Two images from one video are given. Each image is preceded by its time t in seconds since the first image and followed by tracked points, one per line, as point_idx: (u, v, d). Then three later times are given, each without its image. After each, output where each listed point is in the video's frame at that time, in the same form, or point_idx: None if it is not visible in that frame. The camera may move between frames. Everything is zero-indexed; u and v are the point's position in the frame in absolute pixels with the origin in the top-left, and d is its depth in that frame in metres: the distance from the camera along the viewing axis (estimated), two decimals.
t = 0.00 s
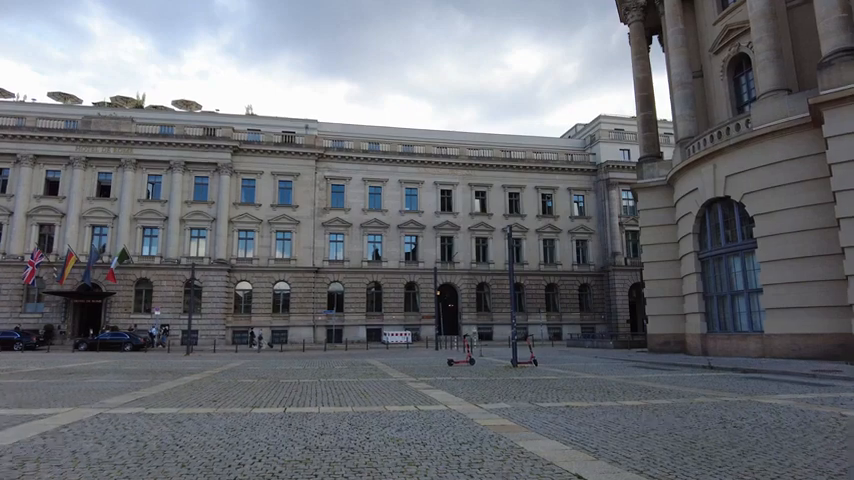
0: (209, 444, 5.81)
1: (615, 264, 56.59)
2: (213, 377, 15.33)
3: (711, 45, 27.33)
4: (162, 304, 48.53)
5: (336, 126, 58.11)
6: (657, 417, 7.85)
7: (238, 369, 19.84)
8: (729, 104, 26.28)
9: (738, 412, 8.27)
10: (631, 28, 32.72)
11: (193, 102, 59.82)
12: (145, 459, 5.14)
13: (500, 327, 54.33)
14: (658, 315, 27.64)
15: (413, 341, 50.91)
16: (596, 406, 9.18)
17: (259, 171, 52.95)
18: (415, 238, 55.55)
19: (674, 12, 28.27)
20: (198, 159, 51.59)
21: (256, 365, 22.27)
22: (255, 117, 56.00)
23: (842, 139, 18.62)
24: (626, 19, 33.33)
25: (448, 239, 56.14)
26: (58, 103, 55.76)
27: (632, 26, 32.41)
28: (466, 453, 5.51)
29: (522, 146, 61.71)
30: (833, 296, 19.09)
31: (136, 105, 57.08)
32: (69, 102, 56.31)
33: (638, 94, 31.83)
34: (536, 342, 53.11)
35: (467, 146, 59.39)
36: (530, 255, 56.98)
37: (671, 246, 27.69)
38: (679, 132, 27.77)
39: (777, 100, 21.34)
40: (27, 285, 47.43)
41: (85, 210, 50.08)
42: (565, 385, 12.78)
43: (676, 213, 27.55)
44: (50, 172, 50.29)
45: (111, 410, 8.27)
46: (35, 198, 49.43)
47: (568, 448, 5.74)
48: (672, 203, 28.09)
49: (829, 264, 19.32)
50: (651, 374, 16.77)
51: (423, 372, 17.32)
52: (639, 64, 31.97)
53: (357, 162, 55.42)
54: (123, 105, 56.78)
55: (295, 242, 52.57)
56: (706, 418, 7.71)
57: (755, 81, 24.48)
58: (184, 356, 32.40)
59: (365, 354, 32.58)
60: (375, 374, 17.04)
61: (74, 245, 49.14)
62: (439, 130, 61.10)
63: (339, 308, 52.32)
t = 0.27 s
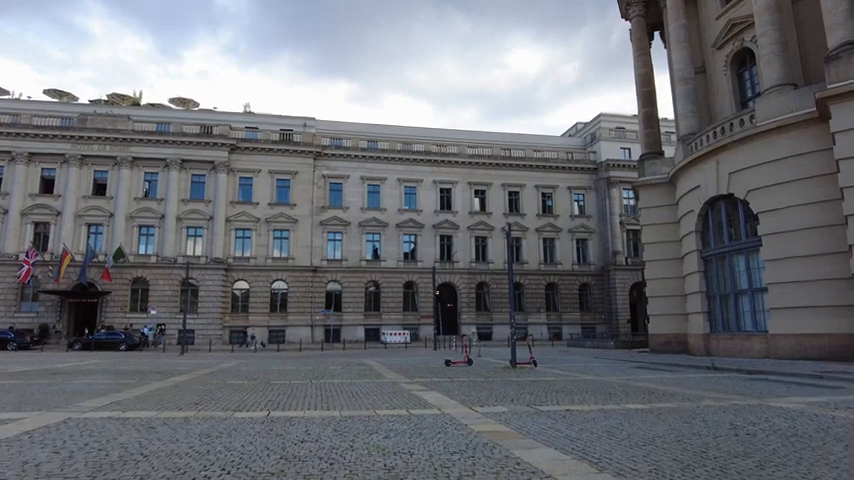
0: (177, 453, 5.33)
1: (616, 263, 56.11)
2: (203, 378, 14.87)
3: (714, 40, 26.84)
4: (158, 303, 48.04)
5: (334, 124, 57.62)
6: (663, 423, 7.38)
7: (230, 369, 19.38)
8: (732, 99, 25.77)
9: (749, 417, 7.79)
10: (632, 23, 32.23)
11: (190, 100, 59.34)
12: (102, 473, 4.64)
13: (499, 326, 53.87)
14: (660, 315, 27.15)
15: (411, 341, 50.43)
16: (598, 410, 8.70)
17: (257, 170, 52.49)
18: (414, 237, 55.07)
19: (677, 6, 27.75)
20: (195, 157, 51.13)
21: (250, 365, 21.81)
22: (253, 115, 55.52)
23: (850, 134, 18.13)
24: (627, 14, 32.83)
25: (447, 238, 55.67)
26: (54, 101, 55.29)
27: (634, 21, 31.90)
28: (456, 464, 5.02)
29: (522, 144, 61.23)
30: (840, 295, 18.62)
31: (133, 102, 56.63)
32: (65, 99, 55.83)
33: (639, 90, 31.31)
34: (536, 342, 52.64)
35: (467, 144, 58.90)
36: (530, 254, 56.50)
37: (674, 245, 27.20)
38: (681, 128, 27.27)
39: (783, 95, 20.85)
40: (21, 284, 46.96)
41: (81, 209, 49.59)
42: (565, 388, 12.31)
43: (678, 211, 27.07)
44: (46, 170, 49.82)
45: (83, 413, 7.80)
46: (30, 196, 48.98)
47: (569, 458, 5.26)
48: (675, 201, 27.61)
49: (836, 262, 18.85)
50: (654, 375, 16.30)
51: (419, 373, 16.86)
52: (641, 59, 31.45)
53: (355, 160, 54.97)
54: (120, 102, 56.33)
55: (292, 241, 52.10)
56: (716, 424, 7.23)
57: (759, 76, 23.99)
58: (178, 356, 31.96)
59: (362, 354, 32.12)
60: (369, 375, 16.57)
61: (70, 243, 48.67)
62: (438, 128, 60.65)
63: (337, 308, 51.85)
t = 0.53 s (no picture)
0: (138, 467, 4.88)
1: (617, 263, 55.62)
2: (191, 379, 14.39)
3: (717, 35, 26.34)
4: (154, 302, 47.56)
5: (333, 122, 57.15)
6: (671, 431, 6.91)
7: (221, 370, 18.90)
8: (736, 96, 25.27)
9: (761, 424, 7.32)
10: (634, 19, 31.72)
11: (187, 98, 58.86)
12: None
13: (499, 327, 53.41)
14: (662, 315, 26.68)
15: (410, 341, 49.93)
16: (600, 416, 8.21)
17: (254, 168, 51.99)
18: (413, 237, 54.58)
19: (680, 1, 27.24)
20: (192, 155, 50.65)
21: (242, 367, 21.33)
22: (250, 113, 55.05)
23: None
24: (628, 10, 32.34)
25: (447, 237, 55.18)
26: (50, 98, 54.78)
27: (635, 17, 31.40)
28: None
29: (522, 143, 60.73)
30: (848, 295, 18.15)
31: (129, 100, 56.15)
32: (61, 97, 55.33)
33: (640, 87, 30.79)
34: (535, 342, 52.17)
35: (466, 142, 58.42)
36: (530, 254, 56.01)
37: (676, 243, 26.73)
38: (683, 125, 26.78)
39: (788, 90, 20.40)
40: (16, 283, 46.48)
41: (76, 207, 49.11)
42: (565, 391, 11.82)
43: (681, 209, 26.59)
44: (41, 168, 49.34)
45: (50, 420, 7.32)
46: (25, 194, 48.50)
47: (569, 473, 4.80)
48: (677, 200, 27.14)
49: (843, 261, 18.39)
50: (657, 377, 15.83)
51: (415, 374, 16.38)
52: (642, 56, 30.93)
53: (354, 158, 54.49)
54: (116, 100, 55.84)
55: (290, 240, 51.62)
56: (727, 432, 6.76)
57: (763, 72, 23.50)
58: (173, 356, 31.51)
59: (359, 355, 31.66)
60: (363, 377, 16.09)
61: (65, 242, 48.19)
62: (438, 126, 60.15)
63: (335, 307, 51.37)
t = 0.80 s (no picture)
0: None
1: (617, 262, 55.14)
2: (178, 380, 13.92)
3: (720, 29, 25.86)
4: (149, 302, 47.08)
5: (331, 121, 56.70)
6: (678, 436, 6.43)
7: (211, 371, 18.41)
8: (739, 90, 24.78)
9: (773, 428, 6.84)
10: (634, 14, 31.25)
11: (183, 96, 58.40)
12: None
13: (498, 326, 52.94)
14: (664, 315, 26.19)
15: (408, 341, 49.43)
16: (601, 420, 7.73)
17: (251, 166, 51.50)
18: (412, 236, 54.09)
19: None
20: (188, 153, 50.18)
21: (235, 367, 20.86)
22: (248, 111, 54.61)
23: None
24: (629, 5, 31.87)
25: (445, 236, 54.70)
26: (46, 96, 54.34)
27: (636, 12, 30.93)
28: None
29: (522, 141, 60.27)
30: None
31: (126, 98, 55.71)
32: (56, 94, 54.87)
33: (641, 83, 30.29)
34: (535, 342, 51.69)
35: (465, 141, 57.95)
36: (530, 253, 55.51)
37: (678, 242, 26.24)
38: (685, 121, 26.29)
39: (793, 83, 19.93)
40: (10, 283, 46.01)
41: (72, 206, 48.64)
42: (565, 393, 11.34)
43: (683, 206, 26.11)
44: (36, 166, 48.89)
45: (13, 424, 6.84)
46: (20, 193, 48.04)
47: None
48: (678, 197, 26.66)
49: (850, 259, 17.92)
50: (659, 378, 15.35)
51: (410, 375, 15.92)
52: (643, 51, 30.44)
53: (352, 156, 54.02)
54: (112, 98, 55.40)
55: (288, 239, 51.15)
56: (738, 437, 6.28)
57: (767, 66, 23.01)
58: (167, 357, 31.03)
59: (356, 355, 31.19)
60: (357, 378, 15.63)
61: (60, 241, 47.71)
62: (437, 125, 59.68)
63: (332, 307, 50.88)
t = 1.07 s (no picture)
0: None
1: (617, 263, 54.68)
2: (165, 384, 13.45)
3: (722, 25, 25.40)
4: (145, 303, 46.62)
5: (329, 120, 56.28)
6: (687, 447, 5.97)
7: (203, 374, 17.96)
8: (742, 87, 24.32)
9: (788, 437, 6.38)
10: (635, 11, 30.81)
11: (180, 95, 57.99)
12: None
13: (498, 328, 52.52)
14: (666, 316, 25.73)
15: (407, 342, 48.97)
16: (604, 429, 7.25)
17: (248, 166, 51.08)
18: (411, 236, 53.64)
19: None
20: (185, 153, 49.75)
21: (228, 370, 20.42)
22: (245, 111, 54.19)
23: None
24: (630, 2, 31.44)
25: (445, 237, 54.26)
26: (42, 96, 53.92)
27: (637, 9, 30.48)
28: None
29: (522, 141, 59.83)
30: None
31: (122, 98, 55.30)
32: (52, 94, 54.44)
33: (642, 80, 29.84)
34: (535, 343, 51.24)
35: (465, 140, 57.51)
36: (530, 253, 55.05)
37: (680, 241, 25.79)
38: (687, 118, 25.83)
39: (798, 79, 19.51)
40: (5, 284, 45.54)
41: (67, 206, 48.17)
42: (565, 397, 10.87)
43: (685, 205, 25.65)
44: (32, 166, 48.44)
45: None
46: (15, 193, 47.60)
47: None
48: (680, 196, 26.21)
49: None
50: (663, 381, 14.87)
51: (406, 378, 15.45)
52: (644, 48, 29.98)
53: (350, 156, 53.58)
54: (109, 98, 54.97)
55: (285, 239, 50.70)
56: (752, 448, 5.83)
57: (771, 62, 22.56)
58: (162, 359, 30.59)
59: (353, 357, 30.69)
60: (351, 380, 15.19)
61: (56, 241, 47.25)
62: (436, 124, 59.26)
63: (330, 308, 50.41)
